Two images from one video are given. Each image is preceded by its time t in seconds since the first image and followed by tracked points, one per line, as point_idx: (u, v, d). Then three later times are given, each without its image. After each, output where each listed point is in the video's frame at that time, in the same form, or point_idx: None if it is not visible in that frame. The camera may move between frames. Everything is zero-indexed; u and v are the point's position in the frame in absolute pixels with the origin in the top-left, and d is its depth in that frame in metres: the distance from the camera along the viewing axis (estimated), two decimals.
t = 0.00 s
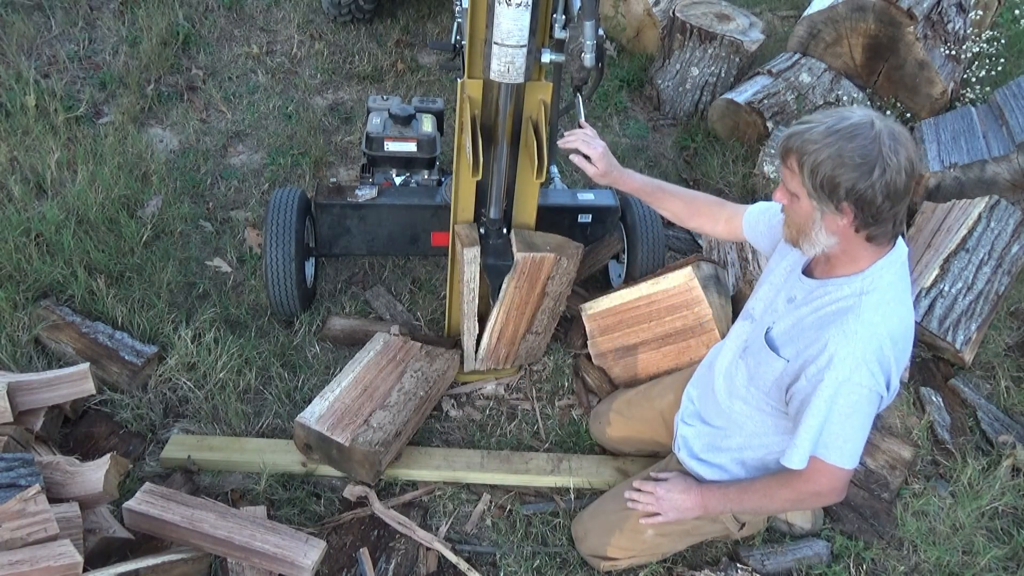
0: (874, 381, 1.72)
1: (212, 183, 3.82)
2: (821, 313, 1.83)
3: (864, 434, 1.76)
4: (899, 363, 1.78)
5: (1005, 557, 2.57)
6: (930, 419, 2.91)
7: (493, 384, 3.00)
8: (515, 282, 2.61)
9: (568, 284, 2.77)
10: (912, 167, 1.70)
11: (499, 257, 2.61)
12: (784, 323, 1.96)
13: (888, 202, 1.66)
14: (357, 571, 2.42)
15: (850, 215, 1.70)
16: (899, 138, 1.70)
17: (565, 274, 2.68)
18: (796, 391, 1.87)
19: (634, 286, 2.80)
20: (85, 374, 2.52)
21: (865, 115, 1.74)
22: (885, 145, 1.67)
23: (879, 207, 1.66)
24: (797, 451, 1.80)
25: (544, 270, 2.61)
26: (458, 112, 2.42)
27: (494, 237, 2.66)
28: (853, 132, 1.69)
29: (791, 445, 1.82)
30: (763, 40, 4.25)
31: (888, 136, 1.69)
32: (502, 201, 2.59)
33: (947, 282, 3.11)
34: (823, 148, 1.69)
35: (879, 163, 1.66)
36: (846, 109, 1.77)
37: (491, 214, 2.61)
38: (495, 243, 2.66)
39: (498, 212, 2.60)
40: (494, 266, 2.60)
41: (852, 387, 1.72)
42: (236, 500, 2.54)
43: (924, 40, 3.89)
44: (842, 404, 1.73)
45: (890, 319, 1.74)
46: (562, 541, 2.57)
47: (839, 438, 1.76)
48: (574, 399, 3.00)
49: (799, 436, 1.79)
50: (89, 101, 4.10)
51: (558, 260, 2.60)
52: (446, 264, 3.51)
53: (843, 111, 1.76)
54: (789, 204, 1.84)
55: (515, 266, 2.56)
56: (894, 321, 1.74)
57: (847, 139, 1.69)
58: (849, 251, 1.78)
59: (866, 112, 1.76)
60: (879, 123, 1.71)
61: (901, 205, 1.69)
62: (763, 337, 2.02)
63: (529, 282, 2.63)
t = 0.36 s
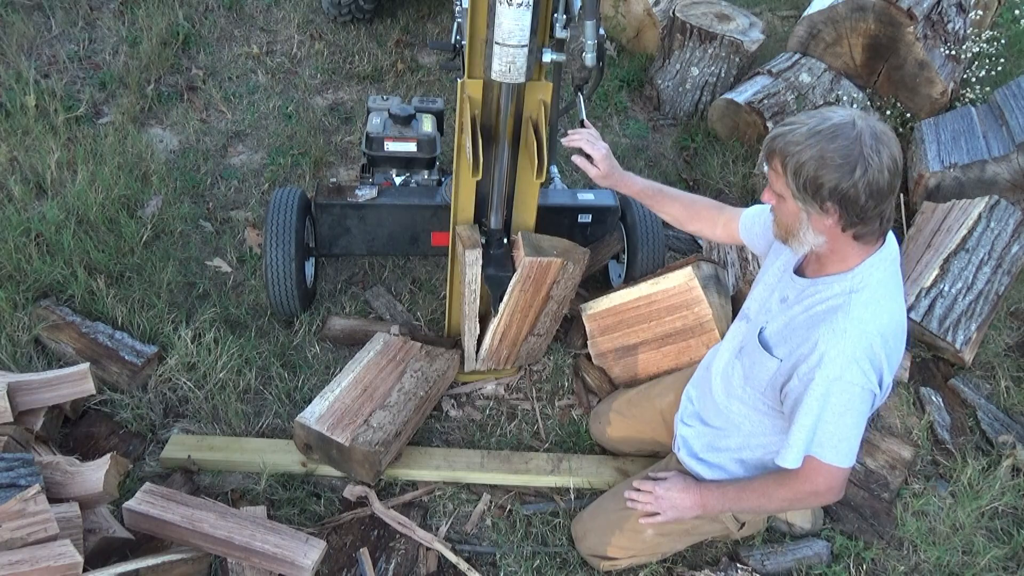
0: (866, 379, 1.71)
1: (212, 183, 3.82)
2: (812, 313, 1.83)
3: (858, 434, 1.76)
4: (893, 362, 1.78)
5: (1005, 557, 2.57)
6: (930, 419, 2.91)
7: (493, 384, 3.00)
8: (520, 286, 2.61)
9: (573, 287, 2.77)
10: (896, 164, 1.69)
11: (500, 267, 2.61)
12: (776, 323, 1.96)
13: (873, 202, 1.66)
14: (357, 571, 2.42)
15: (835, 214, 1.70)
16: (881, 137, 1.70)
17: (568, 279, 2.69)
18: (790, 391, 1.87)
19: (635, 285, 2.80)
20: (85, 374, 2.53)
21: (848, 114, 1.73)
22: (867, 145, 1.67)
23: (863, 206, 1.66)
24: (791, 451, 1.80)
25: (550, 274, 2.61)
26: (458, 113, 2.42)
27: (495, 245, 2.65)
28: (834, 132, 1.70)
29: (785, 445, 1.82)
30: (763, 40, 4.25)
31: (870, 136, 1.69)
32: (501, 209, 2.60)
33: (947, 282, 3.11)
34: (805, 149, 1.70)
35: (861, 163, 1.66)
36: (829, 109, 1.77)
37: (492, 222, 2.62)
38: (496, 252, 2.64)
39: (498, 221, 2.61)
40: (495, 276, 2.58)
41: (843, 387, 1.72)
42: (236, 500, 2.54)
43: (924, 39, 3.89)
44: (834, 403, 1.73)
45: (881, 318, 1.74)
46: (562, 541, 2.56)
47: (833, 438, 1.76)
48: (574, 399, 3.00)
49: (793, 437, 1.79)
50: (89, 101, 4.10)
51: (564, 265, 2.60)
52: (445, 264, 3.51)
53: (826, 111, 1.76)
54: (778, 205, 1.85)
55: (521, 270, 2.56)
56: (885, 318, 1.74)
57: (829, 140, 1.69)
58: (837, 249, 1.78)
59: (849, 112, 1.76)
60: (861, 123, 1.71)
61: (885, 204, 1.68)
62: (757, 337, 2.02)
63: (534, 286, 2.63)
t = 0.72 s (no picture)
0: (813, 368, 1.71)
1: (212, 183, 3.82)
2: (776, 302, 1.86)
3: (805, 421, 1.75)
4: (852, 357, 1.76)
5: (1005, 557, 2.57)
6: (930, 419, 2.92)
7: (493, 384, 3.00)
8: (522, 286, 2.61)
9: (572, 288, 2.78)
10: (850, 155, 1.68)
11: (499, 278, 2.68)
12: (749, 315, 1.99)
13: (827, 193, 1.65)
14: (357, 571, 2.42)
15: (790, 207, 1.70)
16: (833, 129, 1.69)
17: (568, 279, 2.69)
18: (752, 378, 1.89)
19: (635, 285, 2.82)
20: (84, 374, 2.53)
21: (800, 108, 1.73)
22: (817, 137, 1.66)
23: (817, 198, 1.66)
24: (740, 428, 1.84)
25: (552, 275, 2.62)
26: (458, 112, 2.42)
27: (494, 256, 2.71)
28: (784, 126, 1.69)
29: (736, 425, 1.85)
30: (763, 40, 4.25)
31: (820, 128, 1.68)
32: (500, 219, 2.64)
33: (947, 282, 3.10)
34: (756, 144, 1.70)
35: (811, 155, 1.65)
36: (783, 103, 1.76)
37: (492, 232, 2.66)
38: (495, 263, 2.71)
39: (497, 232, 2.66)
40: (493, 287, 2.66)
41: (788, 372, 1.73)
42: (236, 500, 2.54)
43: (924, 40, 3.89)
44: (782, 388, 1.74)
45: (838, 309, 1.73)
46: (562, 541, 2.56)
47: (780, 422, 1.76)
48: (574, 399, 3.00)
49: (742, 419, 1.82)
50: (89, 101, 4.10)
51: (565, 266, 2.61)
52: (445, 264, 3.52)
53: (779, 105, 1.75)
54: (740, 199, 1.87)
55: (524, 270, 2.56)
56: (843, 310, 1.73)
57: (779, 134, 1.68)
58: (799, 240, 1.79)
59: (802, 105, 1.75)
60: (812, 116, 1.70)
61: (840, 195, 1.67)
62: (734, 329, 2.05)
63: (536, 286, 2.63)
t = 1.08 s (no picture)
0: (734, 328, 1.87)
1: (212, 183, 3.82)
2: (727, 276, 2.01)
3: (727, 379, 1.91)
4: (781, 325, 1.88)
5: (1005, 557, 2.57)
6: (930, 419, 2.92)
7: (493, 384, 3.00)
8: (529, 292, 2.60)
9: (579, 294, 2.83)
10: (800, 144, 1.84)
11: (498, 287, 2.72)
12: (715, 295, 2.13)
13: (781, 180, 1.80)
14: (357, 571, 2.42)
15: (749, 197, 1.86)
16: (780, 121, 1.86)
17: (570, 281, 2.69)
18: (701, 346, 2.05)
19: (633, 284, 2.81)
20: (85, 374, 2.53)
21: (749, 105, 1.89)
22: (765, 130, 1.82)
23: (772, 186, 1.81)
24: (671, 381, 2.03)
25: (560, 280, 2.60)
26: (458, 112, 2.42)
27: (494, 266, 2.76)
28: (735, 123, 1.85)
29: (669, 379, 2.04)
30: (763, 40, 4.25)
31: (768, 121, 1.84)
32: (500, 231, 2.69)
33: (947, 282, 3.11)
34: (711, 142, 1.86)
35: (762, 148, 1.81)
36: (732, 101, 1.93)
37: (492, 244, 2.73)
38: (495, 274, 2.74)
39: (497, 242, 2.71)
40: (493, 297, 2.69)
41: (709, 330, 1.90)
42: (236, 500, 2.54)
43: (924, 40, 3.90)
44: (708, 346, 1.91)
45: (771, 281, 1.86)
46: (562, 541, 2.56)
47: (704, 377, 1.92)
48: (574, 399, 3.00)
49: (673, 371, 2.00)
50: (89, 101, 4.10)
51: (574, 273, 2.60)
52: (445, 264, 3.52)
53: (729, 104, 1.92)
54: (701, 194, 2.04)
55: (534, 277, 2.54)
56: (777, 286, 1.86)
57: (731, 131, 1.84)
58: (756, 227, 1.96)
59: (751, 102, 1.90)
60: (759, 111, 1.86)
61: (794, 181, 1.82)
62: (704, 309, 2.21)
63: (543, 292, 2.62)
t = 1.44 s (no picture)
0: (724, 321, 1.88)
1: (212, 183, 3.82)
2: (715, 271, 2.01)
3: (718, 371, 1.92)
4: (771, 317, 1.89)
5: (1005, 557, 2.57)
6: (930, 419, 2.92)
7: (493, 384, 3.00)
8: (532, 292, 2.60)
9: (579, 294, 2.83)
10: (770, 139, 1.85)
11: (495, 297, 2.77)
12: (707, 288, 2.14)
13: (761, 178, 1.81)
14: (357, 571, 2.42)
15: (733, 200, 1.85)
16: (747, 120, 1.86)
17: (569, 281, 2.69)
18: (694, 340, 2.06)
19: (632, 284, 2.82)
20: (85, 374, 2.53)
21: (713, 110, 1.88)
22: (736, 133, 1.82)
23: (753, 186, 1.81)
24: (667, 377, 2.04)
25: (562, 280, 2.61)
26: (458, 112, 2.42)
27: (491, 275, 2.82)
28: (706, 131, 1.84)
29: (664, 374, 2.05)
30: (763, 40, 4.25)
31: (736, 123, 1.84)
32: (498, 240, 2.73)
33: (947, 283, 3.11)
34: (688, 154, 1.85)
35: (737, 150, 1.80)
36: (695, 109, 1.92)
37: (488, 255, 2.78)
38: (493, 284, 2.81)
39: (496, 253, 2.77)
40: (491, 307, 2.74)
41: (700, 326, 1.92)
42: (236, 500, 2.54)
43: (924, 40, 3.90)
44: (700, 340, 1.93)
45: (759, 274, 1.87)
46: (563, 541, 2.57)
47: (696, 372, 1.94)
48: (574, 399, 3.00)
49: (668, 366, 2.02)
50: (89, 101, 4.10)
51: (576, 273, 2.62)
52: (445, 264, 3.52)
53: (693, 113, 1.90)
54: (682, 205, 2.03)
55: (537, 277, 2.53)
56: (765, 279, 1.86)
57: (704, 141, 1.84)
58: (741, 226, 1.95)
59: (715, 107, 1.90)
60: (726, 115, 1.86)
61: (773, 175, 1.82)
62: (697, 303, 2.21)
63: (545, 292, 2.63)
